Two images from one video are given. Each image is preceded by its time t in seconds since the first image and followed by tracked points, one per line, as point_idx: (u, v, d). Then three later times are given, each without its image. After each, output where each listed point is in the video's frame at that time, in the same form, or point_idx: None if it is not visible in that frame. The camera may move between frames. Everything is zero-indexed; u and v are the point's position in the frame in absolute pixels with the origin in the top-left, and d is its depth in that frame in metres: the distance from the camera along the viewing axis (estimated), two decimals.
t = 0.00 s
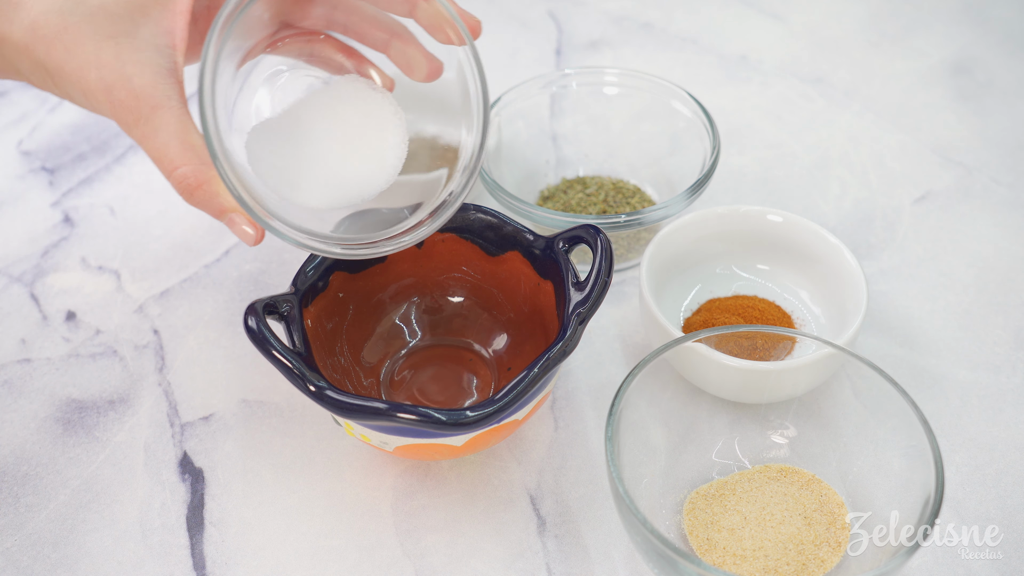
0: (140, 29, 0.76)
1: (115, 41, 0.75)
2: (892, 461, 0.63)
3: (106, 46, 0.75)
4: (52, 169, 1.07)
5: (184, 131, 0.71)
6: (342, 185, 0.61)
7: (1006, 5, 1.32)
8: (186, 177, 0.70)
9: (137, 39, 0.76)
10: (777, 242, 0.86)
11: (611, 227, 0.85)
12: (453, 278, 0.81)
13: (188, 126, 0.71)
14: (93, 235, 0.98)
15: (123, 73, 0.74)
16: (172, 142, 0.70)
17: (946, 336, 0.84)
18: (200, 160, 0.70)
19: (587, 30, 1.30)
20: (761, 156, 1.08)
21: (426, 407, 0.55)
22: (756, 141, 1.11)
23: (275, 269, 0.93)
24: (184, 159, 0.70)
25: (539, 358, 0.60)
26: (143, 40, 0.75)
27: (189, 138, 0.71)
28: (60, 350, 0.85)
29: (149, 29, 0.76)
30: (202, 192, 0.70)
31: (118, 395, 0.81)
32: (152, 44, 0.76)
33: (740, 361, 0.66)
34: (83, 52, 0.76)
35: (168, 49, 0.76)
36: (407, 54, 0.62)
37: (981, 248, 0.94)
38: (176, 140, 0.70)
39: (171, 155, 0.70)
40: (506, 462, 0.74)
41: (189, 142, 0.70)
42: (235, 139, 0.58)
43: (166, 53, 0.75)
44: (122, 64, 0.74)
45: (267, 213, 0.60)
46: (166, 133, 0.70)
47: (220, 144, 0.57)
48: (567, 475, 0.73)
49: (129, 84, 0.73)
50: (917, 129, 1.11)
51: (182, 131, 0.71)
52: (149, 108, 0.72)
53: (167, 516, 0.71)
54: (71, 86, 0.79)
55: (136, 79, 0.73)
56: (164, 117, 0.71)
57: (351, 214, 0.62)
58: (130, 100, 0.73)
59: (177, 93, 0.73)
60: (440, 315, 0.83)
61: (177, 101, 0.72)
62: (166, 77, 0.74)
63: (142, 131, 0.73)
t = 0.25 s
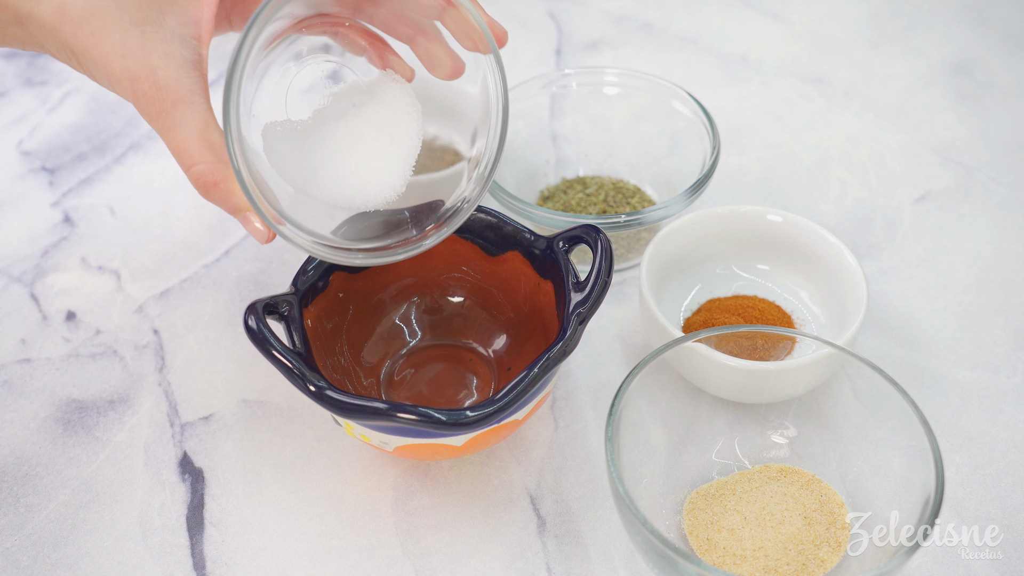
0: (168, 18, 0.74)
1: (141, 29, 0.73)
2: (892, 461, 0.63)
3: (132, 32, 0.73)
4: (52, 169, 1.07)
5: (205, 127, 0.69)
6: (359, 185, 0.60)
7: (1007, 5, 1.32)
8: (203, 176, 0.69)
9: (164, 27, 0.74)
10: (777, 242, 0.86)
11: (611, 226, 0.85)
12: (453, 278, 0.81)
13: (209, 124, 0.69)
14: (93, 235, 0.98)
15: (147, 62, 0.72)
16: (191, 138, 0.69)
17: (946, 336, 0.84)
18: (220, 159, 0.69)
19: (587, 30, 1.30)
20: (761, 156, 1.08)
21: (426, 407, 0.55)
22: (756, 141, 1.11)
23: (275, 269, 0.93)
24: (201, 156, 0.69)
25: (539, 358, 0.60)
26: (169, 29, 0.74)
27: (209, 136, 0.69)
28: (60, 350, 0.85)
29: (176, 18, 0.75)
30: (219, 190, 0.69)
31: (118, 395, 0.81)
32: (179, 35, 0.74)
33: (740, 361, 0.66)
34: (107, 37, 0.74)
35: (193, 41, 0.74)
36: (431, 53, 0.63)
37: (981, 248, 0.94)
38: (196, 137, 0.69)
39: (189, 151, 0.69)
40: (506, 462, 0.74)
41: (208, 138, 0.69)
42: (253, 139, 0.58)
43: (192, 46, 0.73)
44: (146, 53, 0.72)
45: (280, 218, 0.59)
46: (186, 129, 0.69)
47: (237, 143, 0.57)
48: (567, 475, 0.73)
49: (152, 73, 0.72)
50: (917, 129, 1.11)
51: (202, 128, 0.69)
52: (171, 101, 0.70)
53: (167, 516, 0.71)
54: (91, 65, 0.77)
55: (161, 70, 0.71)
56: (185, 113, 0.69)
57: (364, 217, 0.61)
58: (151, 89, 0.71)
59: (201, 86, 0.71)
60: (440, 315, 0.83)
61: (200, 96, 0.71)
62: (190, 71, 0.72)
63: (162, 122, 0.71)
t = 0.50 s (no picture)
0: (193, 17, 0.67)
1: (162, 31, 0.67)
2: (892, 461, 0.63)
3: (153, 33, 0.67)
4: (52, 169, 1.07)
5: (222, 147, 0.63)
6: (369, 202, 0.61)
7: (1007, 5, 1.32)
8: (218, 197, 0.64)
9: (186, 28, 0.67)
10: (776, 242, 0.86)
11: (612, 227, 0.85)
12: (453, 278, 0.81)
13: (227, 144, 0.63)
14: (93, 235, 0.98)
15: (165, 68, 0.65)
16: (208, 157, 0.63)
17: (946, 336, 0.84)
18: (237, 180, 0.64)
19: (587, 30, 1.30)
20: (761, 156, 1.08)
21: (426, 407, 0.55)
22: (756, 141, 1.11)
23: (275, 269, 0.93)
24: (218, 177, 0.63)
25: (539, 358, 0.60)
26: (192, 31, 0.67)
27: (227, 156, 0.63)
28: (60, 350, 0.85)
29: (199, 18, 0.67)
30: (235, 211, 0.65)
31: (118, 395, 0.81)
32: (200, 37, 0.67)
33: (740, 361, 0.66)
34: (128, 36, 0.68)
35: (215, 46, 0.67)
36: (450, 70, 0.64)
37: (981, 248, 0.94)
38: (212, 156, 0.63)
39: (205, 170, 0.63)
40: (506, 463, 0.74)
41: (226, 159, 0.63)
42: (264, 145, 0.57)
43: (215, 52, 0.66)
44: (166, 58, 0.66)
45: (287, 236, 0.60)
46: (203, 148, 0.63)
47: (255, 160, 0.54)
48: (567, 475, 0.73)
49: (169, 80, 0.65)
50: (917, 129, 1.11)
51: (220, 149, 0.63)
52: (188, 115, 0.64)
53: (167, 516, 0.71)
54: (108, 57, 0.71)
55: (179, 79, 0.65)
56: (203, 131, 0.63)
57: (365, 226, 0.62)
58: (167, 98, 0.65)
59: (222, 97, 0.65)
60: (440, 315, 0.83)
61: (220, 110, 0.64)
62: (210, 84, 0.65)
63: (179, 136, 0.65)
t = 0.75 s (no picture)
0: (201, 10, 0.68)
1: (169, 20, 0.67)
2: (892, 461, 0.63)
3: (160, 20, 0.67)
4: (52, 169, 1.07)
5: (217, 141, 0.64)
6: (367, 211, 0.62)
7: (1007, 5, 1.32)
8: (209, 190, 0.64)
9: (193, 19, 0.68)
10: (776, 242, 0.86)
11: (612, 227, 0.85)
12: (453, 278, 0.81)
13: (223, 141, 0.64)
14: (93, 235, 0.98)
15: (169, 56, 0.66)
16: (202, 151, 0.64)
17: (946, 336, 0.84)
18: (228, 177, 0.64)
19: (587, 30, 1.30)
20: (761, 156, 1.08)
21: (425, 407, 0.55)
22: (756, 141, 1.11)
23: (275, 269, 0.93)
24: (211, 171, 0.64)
25: (539, 358, 0.60)
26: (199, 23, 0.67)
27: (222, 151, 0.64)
28: (60, 350, 0.85)
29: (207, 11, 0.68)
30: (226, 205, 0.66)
31: (118, 395, 0.81)
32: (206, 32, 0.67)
33: (740, 361, 0.66)
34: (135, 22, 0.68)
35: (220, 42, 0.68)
36: (456, 77, 0.64)
37: (981, 248, 0.94)
38: (206, 151, 0.63)
39: (198, 164, 0.64)
40: (506, 463, 0.74)
41: (219, 154, 0.63)
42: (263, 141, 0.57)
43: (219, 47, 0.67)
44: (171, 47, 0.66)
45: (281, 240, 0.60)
46: (198, 141, 0.63)
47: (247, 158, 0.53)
48: (567, 475, 0.73)
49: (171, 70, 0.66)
50: (917, 129, 1.11)
51: (215, 144, 0.64)
52: (187, 107, 0.64)
53: (167, 516, 0.71)
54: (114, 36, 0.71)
55: (180, 70, 0.66)
56: (199, 124, 0.64)
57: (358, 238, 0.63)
58: (167, 87, 0.66)
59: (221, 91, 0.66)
60: (440, 315, 0.83)
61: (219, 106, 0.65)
62: (211, 78, 0.66)
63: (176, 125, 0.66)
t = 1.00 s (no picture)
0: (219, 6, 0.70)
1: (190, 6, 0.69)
2: (893, 461, 0.63)
3: None
4: (52, 169, 1.07)
5: (224, 127, 0.63)
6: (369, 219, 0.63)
7: (1007, 5, 1.32)
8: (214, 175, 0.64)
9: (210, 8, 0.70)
10: (776, 242, 0.86)
11: (612, 226, 0.85)
12: (453, 278, 0.81)
13: (229, 125, 0.63)
14: (92, 235, 0.98)
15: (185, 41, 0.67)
16: (209, 136, 0.63)
17: (946, 336, 0.84)
18: (233, 165, 0.64)
19: (587, 30, 1.30)
20: (761, 156, 1.08)
21: (426, 407, 0.55)
22: (756, 141, 1.11)
23: (275, 269, 0.93)
24: (220, 158, 0.63)
25: (539, 358, 0.60)
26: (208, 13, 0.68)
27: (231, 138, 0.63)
28: (60, 350, 0.85)
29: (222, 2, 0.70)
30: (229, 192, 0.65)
31: (118, 395, 0.81)
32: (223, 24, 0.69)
33: (740, 361, 0.66)
34: None
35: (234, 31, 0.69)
36: (478, 82, 0.62)
37: (981, 248, 0.94)
38: (214, 135, 0.63)
39: (204, 150, 0.63)
40: (506, 463, 0.74)
41: (225, 140, 0.63)
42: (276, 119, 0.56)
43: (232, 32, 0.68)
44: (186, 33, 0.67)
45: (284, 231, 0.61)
46: (204, 126, 0.63)
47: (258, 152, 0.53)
48: (567, 475, 0.73)
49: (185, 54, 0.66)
50: (917, 129, 1.11)
51: (222, 129, 0.63)
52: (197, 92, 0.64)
53: (167, 516, 0.71)
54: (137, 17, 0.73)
55: (194, 53, 0.66)
56: (207, 108, 0.63)
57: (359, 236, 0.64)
58: (180, 70, 0.66)
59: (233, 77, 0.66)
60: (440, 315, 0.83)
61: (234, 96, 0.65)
62: (226, 66, 0.66)
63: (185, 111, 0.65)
